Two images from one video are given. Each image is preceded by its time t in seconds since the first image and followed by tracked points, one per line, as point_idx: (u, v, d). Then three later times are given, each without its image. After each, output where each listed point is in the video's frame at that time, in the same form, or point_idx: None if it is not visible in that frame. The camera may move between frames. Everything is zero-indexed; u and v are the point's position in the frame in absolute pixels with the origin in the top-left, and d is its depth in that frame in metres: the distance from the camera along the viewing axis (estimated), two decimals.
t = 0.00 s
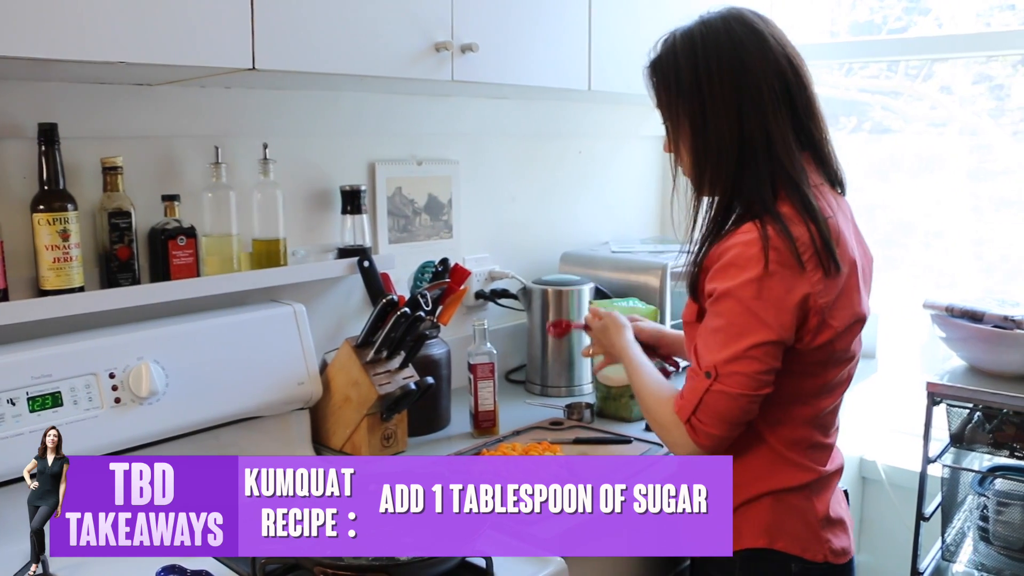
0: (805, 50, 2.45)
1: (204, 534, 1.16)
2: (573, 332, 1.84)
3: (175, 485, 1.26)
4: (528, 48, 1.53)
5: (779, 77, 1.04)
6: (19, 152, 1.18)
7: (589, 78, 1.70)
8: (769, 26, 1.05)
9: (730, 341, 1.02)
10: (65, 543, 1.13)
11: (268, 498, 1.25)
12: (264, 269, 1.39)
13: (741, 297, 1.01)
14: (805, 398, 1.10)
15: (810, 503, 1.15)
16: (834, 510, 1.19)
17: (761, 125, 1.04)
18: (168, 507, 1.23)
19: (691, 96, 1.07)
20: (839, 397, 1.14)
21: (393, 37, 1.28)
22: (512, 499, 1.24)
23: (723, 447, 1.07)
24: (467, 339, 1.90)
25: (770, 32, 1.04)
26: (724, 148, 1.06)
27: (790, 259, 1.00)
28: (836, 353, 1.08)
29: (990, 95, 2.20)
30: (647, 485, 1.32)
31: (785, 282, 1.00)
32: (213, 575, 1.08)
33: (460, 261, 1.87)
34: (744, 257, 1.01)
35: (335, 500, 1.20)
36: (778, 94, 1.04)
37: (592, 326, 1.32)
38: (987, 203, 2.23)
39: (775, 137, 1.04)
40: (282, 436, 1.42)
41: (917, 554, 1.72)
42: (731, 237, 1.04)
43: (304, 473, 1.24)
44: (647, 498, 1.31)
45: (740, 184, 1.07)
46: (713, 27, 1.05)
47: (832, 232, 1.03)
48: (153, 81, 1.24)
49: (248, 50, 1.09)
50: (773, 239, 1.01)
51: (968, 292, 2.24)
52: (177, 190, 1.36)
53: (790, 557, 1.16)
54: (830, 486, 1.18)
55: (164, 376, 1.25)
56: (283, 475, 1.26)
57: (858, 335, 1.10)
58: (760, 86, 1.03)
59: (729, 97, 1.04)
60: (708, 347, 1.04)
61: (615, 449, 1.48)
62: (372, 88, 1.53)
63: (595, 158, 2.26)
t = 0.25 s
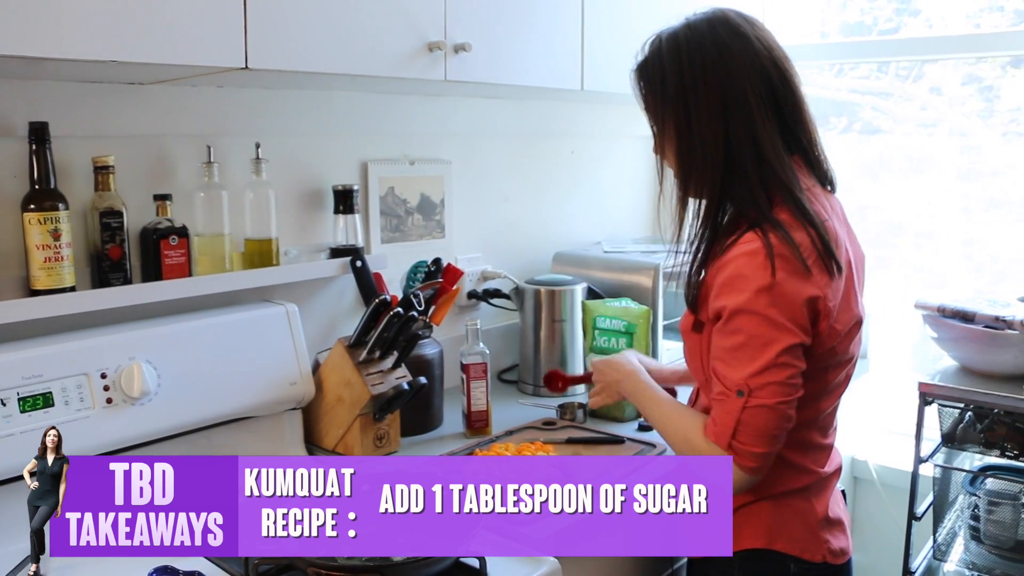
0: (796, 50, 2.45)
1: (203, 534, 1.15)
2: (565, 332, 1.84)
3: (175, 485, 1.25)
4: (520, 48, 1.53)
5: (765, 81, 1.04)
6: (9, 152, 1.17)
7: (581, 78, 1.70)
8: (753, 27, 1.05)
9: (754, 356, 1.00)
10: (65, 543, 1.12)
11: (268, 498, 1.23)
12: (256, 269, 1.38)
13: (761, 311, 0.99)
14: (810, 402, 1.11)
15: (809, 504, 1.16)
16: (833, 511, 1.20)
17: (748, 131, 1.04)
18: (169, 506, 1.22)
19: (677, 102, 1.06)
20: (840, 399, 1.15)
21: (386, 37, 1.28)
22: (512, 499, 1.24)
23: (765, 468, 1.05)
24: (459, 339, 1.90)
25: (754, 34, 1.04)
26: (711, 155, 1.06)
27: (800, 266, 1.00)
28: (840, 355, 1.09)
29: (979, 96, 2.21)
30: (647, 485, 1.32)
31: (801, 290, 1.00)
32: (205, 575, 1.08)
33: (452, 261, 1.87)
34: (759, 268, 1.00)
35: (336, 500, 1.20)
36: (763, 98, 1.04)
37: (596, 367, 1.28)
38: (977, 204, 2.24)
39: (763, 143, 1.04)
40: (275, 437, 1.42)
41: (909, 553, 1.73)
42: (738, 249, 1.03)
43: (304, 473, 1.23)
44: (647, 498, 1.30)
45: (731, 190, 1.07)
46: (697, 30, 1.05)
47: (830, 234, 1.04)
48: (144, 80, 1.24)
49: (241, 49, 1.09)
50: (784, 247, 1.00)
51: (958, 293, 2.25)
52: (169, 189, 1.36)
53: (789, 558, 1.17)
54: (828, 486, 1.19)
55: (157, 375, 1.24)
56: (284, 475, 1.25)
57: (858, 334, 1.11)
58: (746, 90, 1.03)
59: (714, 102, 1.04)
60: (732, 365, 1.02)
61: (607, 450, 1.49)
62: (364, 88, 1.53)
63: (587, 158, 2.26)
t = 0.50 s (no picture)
0: (792, 50, 2.45)
1: (204, 534, 1.15)
2: (561, 331, 1.84)
3: (175, 485, 1.25)
4: (517, 46, 1.53)
5: (752, 82, 1.04)
6: (4, 149, 1.16)
7: (579, 76, 1.70)
8: (741, 28, 1.05)
9: (745, 355, 1.00)
10: (65, 543, 1.13)
11: (268, 498, 1.23)
12: (252, 266, 1.38)
13: (752, 311, 0.99)
14: (808, 401, 1.11)
15: (811, 505, 1.16)
16: (835, 512, 1.20)
17: (734, 132, 1.03)
18: (169, 506, 1.22)
19: (665, 105, 1.07)
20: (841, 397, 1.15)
21: (384, 34, 1.28)
22: (512, 499, 1.24)
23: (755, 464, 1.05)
24: (456, 338, 1.90)
25: (741, 35, 1.04)
26: (698, 158, 1.06)
27: (794, 264, 0.99)
28: (837, 356, 1.08)
29: (974, 96, 2.22)
30: (647, 485, 1.32)
31: (794, 289, 0.99)
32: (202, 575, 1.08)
33: (448, 260, 1.87)
34: (751, 267, 1.00)
35: (336, 500, 1.20)
36: (749, 99, 1.03)
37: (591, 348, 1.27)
38: (972, 205, 2.25)
39: (749, 144, 1.03)
40: (271, 435, 1.42)
41: (906, 553, 1.73)
42: (729, 250, 1.03)
43: (304, 473, 1.22)
44: (647, 498, 1.31)
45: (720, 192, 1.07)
46: (685, 32, 1.05)
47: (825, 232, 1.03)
48: (141, 77, 1.23)
49: (238, 46, 1.08)
50: (776, 246, 1.00)
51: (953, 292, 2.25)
52: (165, 187, 1.35)
53: (791, 558, 1.17)
54: (830, 487, 1.19)
55: (152, 374, 1.24)
56: (283, 475, 1.24)
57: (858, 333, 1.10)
58: (732, 92, 1.03)
59: (701, 105, 1.04)
60: (723, 364, 1.02)
61: (604, 449, 1.48)
62: (361, 85, 1.53)
63: (584, 157, 2.25)
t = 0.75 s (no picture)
0: (788, 48, 2.45)
1: (203, 534, 1.14)
2: (560, 329, 1.84)
3: (175, 485, 1.25)
4: (516, 44, 1.53)
5: (741, 82, 1.03)
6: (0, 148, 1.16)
7: (577, 74, 1.70)
8: (733, 29, 1.04)
9: (692, 342, 1.06)
10: (65, 543, 1.13)
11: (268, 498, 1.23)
12: (251, 265, 1.37)
13: (700, 303, 1.05)
14: (797, 400, 1.11)
15: (809, 504, 1.16)
16: (835, 511, 1.20)
17: (722, 133, 1.04)
18: (169, 506, 1.22)
19: (655, 106, 1.08)
20: (835, 396, 1.14)
21: (382, 32, 1.27)
22: (512, 499, 1.24)
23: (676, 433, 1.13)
24: (454, 336, 1.89)
25: (731, 37, 1.04)
26: (686, 158, 1.07)
27: (758, 270, 1.02)
28: (822, 360, 1.08)
29: (970, 95, 2.22)
30: (647, 485, 1.32)
31: (750, 294, 1.02)
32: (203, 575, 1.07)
33: (447, 258, 1.86)
34: (712, 265, 1.04)
35: (336, 500, 1.20)
36: (738, 100, 1.03)
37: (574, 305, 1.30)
38: (968, 203, 2.25)
39: (736, 145, 1.03)
40: (269, 435, 1.41)
41: (905, 551, 1.73)
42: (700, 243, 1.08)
43: (304, 473, 1.24)
44: (647, 498, 1.31)
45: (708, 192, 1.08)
46: (676, 34, 1.06)
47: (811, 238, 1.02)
48: (138, 75, 1.23)
49: (237, 44, 1.08)
50: (741, 250, 1.02)
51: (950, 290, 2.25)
52: (163, 186, 1.35)
53: (790, 557, 1.17)
54: (829, 485, 1.19)
55: (151, 373, 1.23)
56: (283, 475, 1.25)
57: (852, 335, 1.09)
58: (720, 93, 1.03)
59: (690, 106, 1.05)
60: (672, 345, 1.09)
61: (603, 447, 1.48)
62: (359, 84, 1.52)
63: (581, 155, 2.25)
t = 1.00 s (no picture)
0: (788, 45, 2.45)
1: (203, 534, 1.15)
2: (561, 328, 1.84)
3: (175, 485, 1.25)
4: (516, 43, 1.52)
5: (729, 81, 1.04)
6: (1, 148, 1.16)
7: (578, 72, 1.70)
8: (725, 28, 1.05)
9: (672, 328, 1.08)
10: (65, 543, 1.13)
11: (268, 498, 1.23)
12: (252, 265, 1.37)
13: (680, 289, 1.06)
14: (785, 397, 1.12)
15: (803, 500, 1.16)
16: (832, 508, 1.19)
17: (710, 132, 1.04)
18: (169, 506, 1.22)
19: (646, 105, 1.09)
20: (826, 392, 1.14)
21: (383, 31, 1.27)
22: (512, 499, 1.24)
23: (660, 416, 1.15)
24: (456, 335, 1.89)
25: (722, 36, 1.04)
26: (674, 156, 1.08)
27: (734, 267, 1.02)
28: (803, 356, 1.09)
29: (970, 92, 2.22)
30: (647, 484, 1.33)
31: (729, 287, 1.03)
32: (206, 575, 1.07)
33: (448, 257, 1.86)
34: (692, 255, 1.06)
35: (336, 500, 1.20)
36: (725, 99, 1.04)
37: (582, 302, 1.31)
38: (968, 200, 2.25)
39: (723, 144, 1.04)
40: (271, 435, 1.41)
41: (908, 549, 1.73)
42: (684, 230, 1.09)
43: (304, 473, 1.23)
44: (647, 498, 1.31)
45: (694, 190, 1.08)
46: (667, 32, 1.07)
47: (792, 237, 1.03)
48: (139, 75, 1.23)
49: (238, 43, 1.08)
50: (719, 243, 1.03)
51: (950, 288, 2.25)
52: (164, 186, 1.34)
53: (784, 553, 1.18)
54: (825, 483, 1.19)
55: (153, 373, 1.23)
56: (283, 475, 1.25)
57: (837, 333, 1.09)
58: (708, 92, 1.04)
59: (679, 105, 1.06)
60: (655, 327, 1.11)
61: (605, 446, 1.48)
62: (359, 82, 1.52)
63: (582, 153, 2.25)
